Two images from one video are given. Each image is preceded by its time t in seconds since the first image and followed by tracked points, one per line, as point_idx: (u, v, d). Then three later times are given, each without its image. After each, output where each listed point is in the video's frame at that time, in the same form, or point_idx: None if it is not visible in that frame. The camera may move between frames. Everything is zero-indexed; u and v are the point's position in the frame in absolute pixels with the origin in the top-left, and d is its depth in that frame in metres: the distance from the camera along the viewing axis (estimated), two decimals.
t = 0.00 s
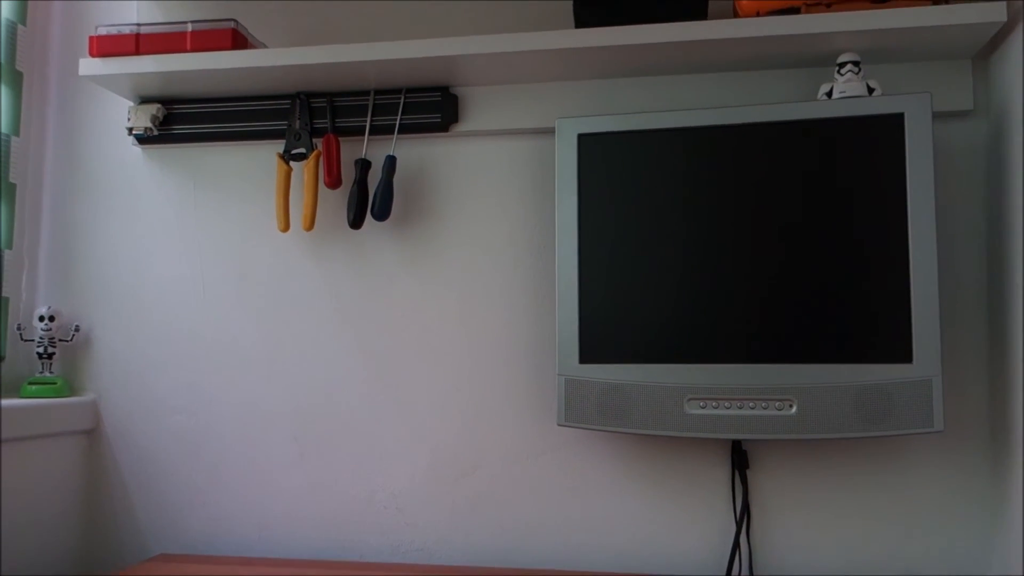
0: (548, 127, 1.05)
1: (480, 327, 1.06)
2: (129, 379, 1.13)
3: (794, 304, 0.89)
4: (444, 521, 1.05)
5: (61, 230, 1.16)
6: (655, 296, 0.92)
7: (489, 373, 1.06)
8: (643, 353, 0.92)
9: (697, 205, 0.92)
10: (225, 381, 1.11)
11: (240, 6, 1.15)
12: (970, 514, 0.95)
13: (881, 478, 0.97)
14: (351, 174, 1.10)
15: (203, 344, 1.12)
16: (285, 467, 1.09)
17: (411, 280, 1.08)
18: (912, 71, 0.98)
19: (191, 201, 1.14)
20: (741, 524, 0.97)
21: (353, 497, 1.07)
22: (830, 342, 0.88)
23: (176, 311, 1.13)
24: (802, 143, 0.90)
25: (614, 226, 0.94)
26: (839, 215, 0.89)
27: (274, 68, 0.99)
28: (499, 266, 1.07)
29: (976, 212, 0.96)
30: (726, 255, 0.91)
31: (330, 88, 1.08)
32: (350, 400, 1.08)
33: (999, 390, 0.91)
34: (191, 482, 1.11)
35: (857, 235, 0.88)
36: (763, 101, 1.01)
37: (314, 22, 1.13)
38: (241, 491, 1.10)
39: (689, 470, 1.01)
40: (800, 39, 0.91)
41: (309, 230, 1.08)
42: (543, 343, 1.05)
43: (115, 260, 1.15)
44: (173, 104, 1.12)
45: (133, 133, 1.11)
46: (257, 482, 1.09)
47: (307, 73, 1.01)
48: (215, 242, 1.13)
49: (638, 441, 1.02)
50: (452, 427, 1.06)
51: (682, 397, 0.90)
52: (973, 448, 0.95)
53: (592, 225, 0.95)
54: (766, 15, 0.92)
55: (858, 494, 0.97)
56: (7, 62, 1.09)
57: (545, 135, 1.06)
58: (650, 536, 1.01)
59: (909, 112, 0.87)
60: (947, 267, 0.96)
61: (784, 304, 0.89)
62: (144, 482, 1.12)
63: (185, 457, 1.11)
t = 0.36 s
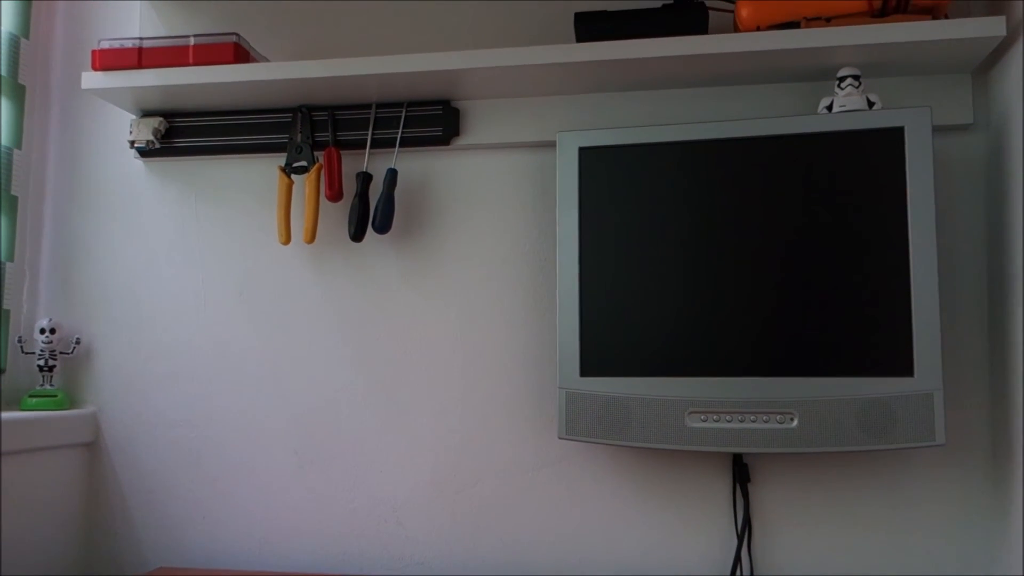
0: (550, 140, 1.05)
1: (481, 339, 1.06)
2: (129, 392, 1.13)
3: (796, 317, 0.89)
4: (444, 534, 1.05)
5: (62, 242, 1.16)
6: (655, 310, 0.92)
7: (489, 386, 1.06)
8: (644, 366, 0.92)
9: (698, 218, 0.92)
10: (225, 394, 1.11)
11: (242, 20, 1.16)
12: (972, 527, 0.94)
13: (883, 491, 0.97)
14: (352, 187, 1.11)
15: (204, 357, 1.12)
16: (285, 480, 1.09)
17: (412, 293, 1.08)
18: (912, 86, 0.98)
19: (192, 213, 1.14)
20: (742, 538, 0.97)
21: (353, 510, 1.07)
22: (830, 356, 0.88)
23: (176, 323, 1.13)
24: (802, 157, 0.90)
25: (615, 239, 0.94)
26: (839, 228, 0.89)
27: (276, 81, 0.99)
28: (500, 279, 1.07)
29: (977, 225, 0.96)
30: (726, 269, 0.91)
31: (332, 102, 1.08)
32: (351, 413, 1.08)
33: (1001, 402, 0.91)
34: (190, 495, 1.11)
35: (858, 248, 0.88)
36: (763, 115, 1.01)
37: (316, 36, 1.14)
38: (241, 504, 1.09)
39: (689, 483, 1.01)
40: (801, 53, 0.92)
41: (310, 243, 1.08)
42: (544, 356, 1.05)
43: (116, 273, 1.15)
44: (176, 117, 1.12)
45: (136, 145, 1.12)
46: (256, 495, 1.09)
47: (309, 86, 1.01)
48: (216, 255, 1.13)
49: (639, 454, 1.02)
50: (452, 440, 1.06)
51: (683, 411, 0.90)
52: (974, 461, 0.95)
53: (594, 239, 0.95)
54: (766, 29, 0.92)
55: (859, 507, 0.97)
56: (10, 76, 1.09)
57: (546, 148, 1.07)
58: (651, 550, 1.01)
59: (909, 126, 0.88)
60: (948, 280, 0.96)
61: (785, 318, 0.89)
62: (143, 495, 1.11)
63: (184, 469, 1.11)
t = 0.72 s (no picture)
0: (550, 143, 1.05)
1: (483, 341, 1.06)
2: (131, 394, 1.13)
3: (796, 320, 0.89)
4: (445, 537, 1.05)
5: (63, 244, 1.16)
6: (655, 310, 0.92)
7: (490, 388, 1.06)
8: (644, 368, 0.92)
9: (699, 220, 0.92)
10: (227, 396, 1.11)
11: (243, 23, 1.16)
12: (974, 530, 0.94)
13: (884, 494, 0.96)
14: (353, 189, 1.11)
15: (205, 358, 1.12)
16: (286, 482, 1.09)
17: (413, 295, 1.08)
18: (912, 88, 0.98)
19: (193, 216, 1.14)
20: (743, 540, 0.97)
21: (355, 512, 1.07)
22: (831, 358, 0.88)
23: (177, 325, 1.13)
24: (804, 160, 0.90)
25: (616, 242, 0.94)
26: (840, 231, 0.89)
27: (277, 84, 0.99)
28: (501, 281, 1.07)
29: (977, 227, 0.96)
30: (727, 271, 0.91)
31: (333, 105, 1.08)
32: (351, 415, 1.08)
33: (1002, 404, 0.91)
34: (191, 497, 1.11)
35: (858, 250, 0.88)
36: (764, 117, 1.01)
37: (317, 38, 1.14)
38: (243, 507, 1.09)
39: (690, 486, 1.01)
40: (801, 56, 0.92)
41: (312, 246, 1.09)
42: (544, 358, 1.05)
43: (117, 275, 1.15)
44: (177, 120, 1.12)
45: (137, 148, 1.12)
46: (257, 497, 1.09)
47: (310, 89, 1.01)
48: (217, 257, 1.13)
49: (640, 456, 1.02)
50: (453, 443, 1.06)
51: (684, 413, 0.90)
52: (976, 464, 0.94)
53: (595, 241, 0.95)
54: (767, 32, 0.92)
55: (860, 510, 0.97)
56: (11, 80, 1.09)
57: (546, 150, 1.07)
58: (651, 551, 1.01)
59: (909, 129, 0.88)
60: (948, 282, 0.96)
61: (786, 320, 0.89)
62: (144, 498, 1.11)
63: (186, 472, 1.11)
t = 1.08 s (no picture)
0: (551, 139, 1.05)
1: (484, 338, 1.06)
2: (131, 390, 1.13)
3: (797, 317, 0.89)
4: (445, 533, 1.05)
5: (63, 239, 1.16)
6: (656, 307, 0.92)
7: (491, 384, 1.06)
8: (645, 365, 0.92)
9: (699, 217, 0.92)
10: (227, 392, 1.11)
11: (244, 19, 1.16)
12: (974, 526, 0.94)
13: (884, 491, 0.97)
14: (354, 185, 1.11)
15: (205, 354, 1.12)
16: (287, 478, 1.09)
17: (414, 291, 1.08)
18: (913, 85, 0.98)
19: (193, 212, 1.14)
20: (743, 537, 0.97)
21: (355, 508, 1.07)
22: (832, 355, 0.88)
23: (177, 321, 1.13)
24: (805, 157, 0.90)
25: (617, 238, 0.94)
26: (841, 229, 0.89)
27: (277, 79, 0.99)
28: (501, 277, 1.07)
29: (978, 224, 0.96)
30: (728, 268, 0.91)
31: (334, 101, 1.08)
32: (352, 411, 1.08)
33: (1002, 401, 0.91)
34: (192, 493, 1.11)
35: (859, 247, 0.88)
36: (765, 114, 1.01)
37: (318, 35, 1.14)
38: (243, 503, 1.09)
39: (691, 482, 1.01)
40: (802, 53, 0.91)
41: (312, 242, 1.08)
42: (545, 355, 1.05)
43: (118, 271, 1.15)
44: (177, 116, 1.12)
45: (137, 144, 1.12)
46: (257, 493, 1.09)
47: (311, 85, 1.01)
48: (217, 254, 1.13)
49: (640, 453, 1.02)
50: (453, 439, 1.06)
51: (685, 409, 0.90)
52: (976, 460, 0.95)
53: (596, 238, 0.95)
54: (768, 29, 0.92)
55: (860, 507, 0.97)
56: (11, 75, 1.09)
57: (547, 147, 1.07)
58: (652, 548, 1.01)
59: (910, 126, 0.87)
60: (949, 279, 0.96)
61: (786, 317, 0.89)
62: (144, 493, 1.11)
63: (186, 467, 1.11)
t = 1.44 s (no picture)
0: (550, 134, 1.05)
1: (483, 332, 1.06)
2: (130, 385, 1.13)
3: (796, 312, 0.89)
4: (445, 527, 1.05)
5: (62, 234, 1.16)
6: (655, 302, 0.92)
7: (490, 379, 1.06)
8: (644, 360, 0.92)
9: (698, 212, 0.92)
10: (227, 386, 1.11)
11: (242, 13, 1.16)
12: (973, 520, 0.94)
13: (883, 485, 0.97)
14: (353, 180, 1.11)
15: (204, 349, 1.12)
16: (286, 472, 1.09)
17: (413, 286, 1.08)
18: (912, 80, 0.98)
19: (192, 206, 1.14)
20: (742, 531, 0.97)
21: (355, 503, 1.07)
22: (830, 350, 0.88)
23: (176, 316, 1.13)
24: (804, 151, 0.90)
25: (616, 233, 0.94)
26: (839, 223, 0.89)
27: (276, 74, 0.99)
28: (501, 271, 1.07)
29: (977, 219, 0.96)
30: (727, 263, 0.91)
31: (333, 95, 1.08)
32: (351, 406, 1.08)
33: (1001, 396, 0.92)
34: (191, 488, 1.11)
35: (858, 242, 0.88)
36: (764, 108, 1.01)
37: (317, 29, 1.14)
38: (242, 497, 1.10)
39: (690, 477, 1.01)
40: (802, 47, 0.91)
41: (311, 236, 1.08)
42: (544, 349, 1.05)
43: (117, 266, 1.15)
44: (176, 110, 1.12)
45: (136, 138, 1.11)
46: (257, 487, 1.09)
47: (309, 79, 1.01)
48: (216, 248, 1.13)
49: (640, 447, 1.02)
50: (453, 433, 1.06)
51: (683, 404, 0.90)
52: (975, 455, 0.95)
53: (595, 233, 0.95)
54: (768, 23, 0.92)
55: (859, 501, 0.97)
56: (9, 69, 1.09)
57: (546, 141, 1.07)
58: (651, 542, 1.01)
59: (909, 121, 0.87)
60: (948, 273, 0.96)
61: (785, 312, 0.89)
62: (144, 488, 1.12)
63: (185, 462, 1.11)
